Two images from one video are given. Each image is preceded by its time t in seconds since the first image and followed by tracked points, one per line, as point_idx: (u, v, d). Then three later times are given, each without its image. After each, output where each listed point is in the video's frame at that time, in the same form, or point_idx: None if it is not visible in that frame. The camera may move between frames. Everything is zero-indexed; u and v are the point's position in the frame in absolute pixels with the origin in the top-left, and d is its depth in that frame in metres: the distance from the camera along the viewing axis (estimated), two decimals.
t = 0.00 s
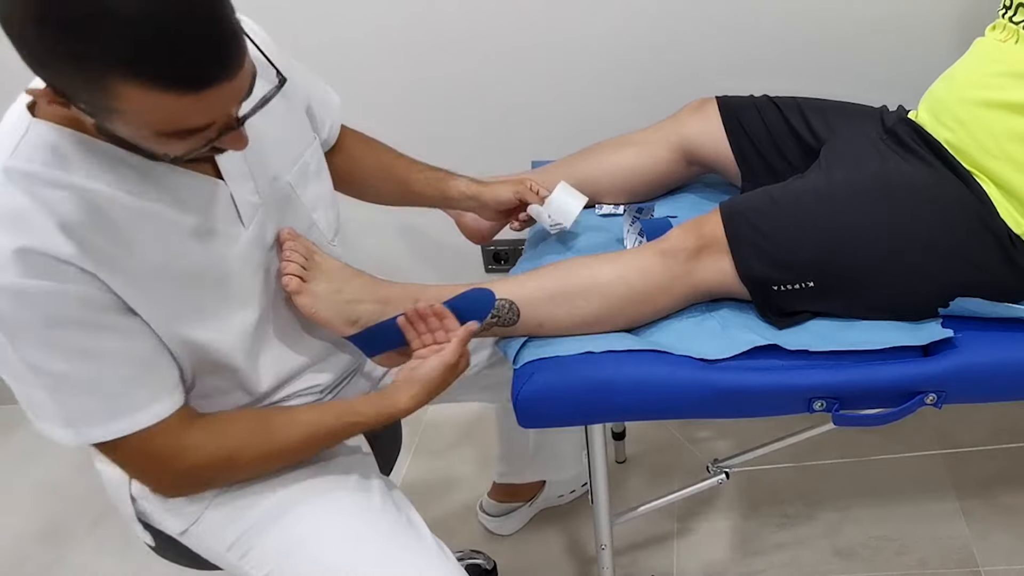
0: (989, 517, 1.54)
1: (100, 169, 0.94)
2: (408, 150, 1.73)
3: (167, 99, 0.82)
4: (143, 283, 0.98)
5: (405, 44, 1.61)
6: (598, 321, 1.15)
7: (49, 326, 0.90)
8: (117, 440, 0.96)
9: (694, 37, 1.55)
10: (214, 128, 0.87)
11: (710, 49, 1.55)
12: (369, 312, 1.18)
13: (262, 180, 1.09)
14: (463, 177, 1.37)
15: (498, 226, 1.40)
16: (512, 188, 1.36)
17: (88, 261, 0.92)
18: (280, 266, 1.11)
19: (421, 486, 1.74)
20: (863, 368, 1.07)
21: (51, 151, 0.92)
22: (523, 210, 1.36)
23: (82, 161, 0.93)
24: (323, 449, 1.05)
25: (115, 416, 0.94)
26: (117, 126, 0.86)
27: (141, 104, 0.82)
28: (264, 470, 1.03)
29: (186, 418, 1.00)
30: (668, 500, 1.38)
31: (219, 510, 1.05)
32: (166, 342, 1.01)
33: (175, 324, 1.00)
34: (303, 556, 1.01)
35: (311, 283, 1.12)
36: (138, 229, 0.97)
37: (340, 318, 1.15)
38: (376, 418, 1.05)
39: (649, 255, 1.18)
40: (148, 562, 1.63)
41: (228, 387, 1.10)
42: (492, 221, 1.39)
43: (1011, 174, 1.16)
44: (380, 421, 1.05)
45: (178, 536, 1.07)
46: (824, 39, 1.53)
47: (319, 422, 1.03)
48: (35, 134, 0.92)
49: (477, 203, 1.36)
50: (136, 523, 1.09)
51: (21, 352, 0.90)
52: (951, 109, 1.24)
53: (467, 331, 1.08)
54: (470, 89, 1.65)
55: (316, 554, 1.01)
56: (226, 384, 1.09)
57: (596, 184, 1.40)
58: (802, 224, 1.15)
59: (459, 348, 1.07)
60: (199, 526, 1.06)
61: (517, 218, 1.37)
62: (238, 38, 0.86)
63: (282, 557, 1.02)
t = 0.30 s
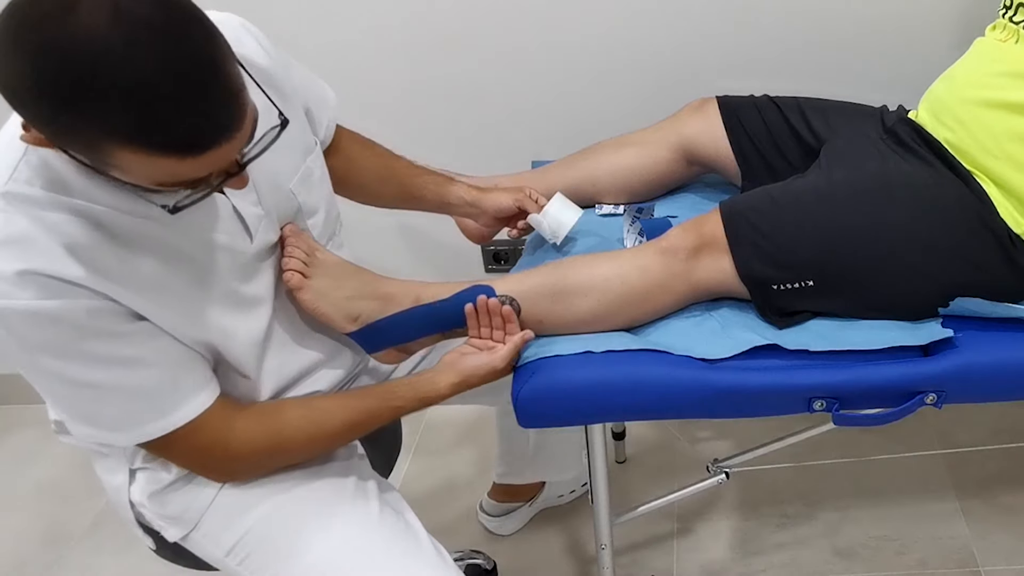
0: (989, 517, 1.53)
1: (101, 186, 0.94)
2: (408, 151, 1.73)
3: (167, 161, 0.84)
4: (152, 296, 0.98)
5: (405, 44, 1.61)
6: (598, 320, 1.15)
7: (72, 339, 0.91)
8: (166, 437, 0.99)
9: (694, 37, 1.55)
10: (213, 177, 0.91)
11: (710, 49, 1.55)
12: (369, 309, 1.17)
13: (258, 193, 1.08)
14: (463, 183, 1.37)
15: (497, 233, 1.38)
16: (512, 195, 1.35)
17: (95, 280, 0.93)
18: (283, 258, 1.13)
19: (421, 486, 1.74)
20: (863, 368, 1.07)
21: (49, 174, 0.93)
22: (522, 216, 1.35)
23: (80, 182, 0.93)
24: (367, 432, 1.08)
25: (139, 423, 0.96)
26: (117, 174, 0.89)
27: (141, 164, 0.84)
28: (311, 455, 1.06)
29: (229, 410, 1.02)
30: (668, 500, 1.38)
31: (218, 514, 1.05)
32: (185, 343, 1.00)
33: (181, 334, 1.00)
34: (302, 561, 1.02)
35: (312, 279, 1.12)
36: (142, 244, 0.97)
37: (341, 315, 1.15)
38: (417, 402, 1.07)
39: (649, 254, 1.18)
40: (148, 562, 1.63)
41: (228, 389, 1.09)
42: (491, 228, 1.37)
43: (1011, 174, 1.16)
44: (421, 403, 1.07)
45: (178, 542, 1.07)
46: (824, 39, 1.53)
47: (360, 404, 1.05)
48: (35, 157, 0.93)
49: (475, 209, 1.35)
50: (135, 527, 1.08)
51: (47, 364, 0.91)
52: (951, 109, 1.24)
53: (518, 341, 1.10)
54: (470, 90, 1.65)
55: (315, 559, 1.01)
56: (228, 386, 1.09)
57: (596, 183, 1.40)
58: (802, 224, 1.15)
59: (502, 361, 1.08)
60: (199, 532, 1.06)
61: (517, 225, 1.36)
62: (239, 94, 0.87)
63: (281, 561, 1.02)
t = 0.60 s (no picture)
0: (989, 517, 1.53)
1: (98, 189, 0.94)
2: (408, 151, 1.73)
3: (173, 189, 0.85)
4: (142, 301, 0.97)
5: (405, 45, 1.62)
6: (598, 320, 1.15)
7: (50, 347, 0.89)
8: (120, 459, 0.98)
9: (694, 38, 1.55)
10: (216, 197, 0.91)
11: (710, 49, 1.55)
12: (369, 310, 1.18)
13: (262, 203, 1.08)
14: (464, 190, 1.36)
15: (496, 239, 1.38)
16: (513, 205, 1.34)
17: (84, 284, 0.92)
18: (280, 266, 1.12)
19: (420, 486, 1.74)
20: (864, 367, 1.07)
21: (45, 176, 0.93)
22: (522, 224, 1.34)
23: (76, 185, 0.94)
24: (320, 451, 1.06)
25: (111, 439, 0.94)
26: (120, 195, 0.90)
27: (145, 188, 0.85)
28: (264, 474, 1.04)
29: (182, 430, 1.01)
30: (668, 500, 1.38)
31: (218, 515, 1.05)
32: (167, 357, 1.00)
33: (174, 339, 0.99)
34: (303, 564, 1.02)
35: (312, 281, 1.12)
36: (134, 249, 0.97)
37: (340, 317, 1.15)
38: (372, 420, 1.05)
39: (649, 254, 1.18)
40: (148, 562, 1.64)
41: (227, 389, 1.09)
42: (489, 233, 1.37)
43: (1011, 175, 1.15)
44: (375, 421, 1.06)
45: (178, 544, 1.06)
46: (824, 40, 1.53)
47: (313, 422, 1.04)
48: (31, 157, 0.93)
49: (475, 217, 1.35)
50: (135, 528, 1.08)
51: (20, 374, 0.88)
52: (951, 110, 1.24)
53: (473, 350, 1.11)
54: (470, 90, 1.65)
55: (316, 562, 1.01)
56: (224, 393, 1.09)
57: (595, 183, 1.40)
58: (802, 225, 1.15)
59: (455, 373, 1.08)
60: (198, 533, 1.05)
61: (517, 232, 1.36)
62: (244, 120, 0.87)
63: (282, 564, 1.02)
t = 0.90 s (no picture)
0: (989, 517, 1.53)
1: (103, 177, 0.92)
2: (408, 151, 1.73)
3: (195, 131, 0.82)
4: (144, 291, 0.96)
5: (405, 45, 1.61)
6: (597, 320, 1.15)
7: (42, 336, 0.87)
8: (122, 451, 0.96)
9: (694, 38, 1.55)
10: (233, 144, 0.86)
11: (710, 49, 1.55)
12: (370, 310, 1.18)
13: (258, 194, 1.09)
14: (470, 188, 1.36)
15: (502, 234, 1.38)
16: (523, 199, 1.35)
17: (89, 272, 0.91)
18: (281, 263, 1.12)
19: (420, 486, 1.74)
20: (863, 368, 1.07)
21: (51, 158, 0.89)
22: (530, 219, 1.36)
23: (79, 169, 0.91)
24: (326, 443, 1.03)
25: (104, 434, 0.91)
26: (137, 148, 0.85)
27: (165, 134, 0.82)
28: (271, 468, 1.01)
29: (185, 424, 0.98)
30: (668, 500, 1.38)
31: (217, 516, 1.05)
32: (166, 351, 0.99)
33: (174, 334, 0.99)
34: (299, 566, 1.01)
35: (312, 281, 1.12)
36: (137, 237, 0.95)
37: (341, 316, 1.15)
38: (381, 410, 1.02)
39: (649, 254, 1.18)
40: (148, 562, 1.63)
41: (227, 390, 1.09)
42: (496, 229, 1.37)
43: (1011, 175, 1.15)
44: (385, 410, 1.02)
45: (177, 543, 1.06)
46: (824, 40, 1.53)
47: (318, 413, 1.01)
48: (34, 139, 0.89)
49: (484, 214, 1.35)
50: (134, 527, 1.08)
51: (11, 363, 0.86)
52: (951, 110, 1.24)
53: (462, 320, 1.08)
54: (470, 90, 1.65)
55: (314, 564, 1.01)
56: (225, 394, 1.08)
57: (596, 184, 1.40)
58: (803, 224, 1.15)
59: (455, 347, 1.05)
60: (197, 533, 1.05)
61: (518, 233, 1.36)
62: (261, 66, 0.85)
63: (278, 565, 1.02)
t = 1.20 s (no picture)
0: (989, 517, 1.53)
1: (111, 143, 0.95)
2: (408, 151, 1.73)
3: (226, 42, 0.84)
4: (155, 248, 0.98)
5: (405, 45, 1.61)
6: (598, 319, 1.15)
7: (74, 288, 0.89)
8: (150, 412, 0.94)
9: (694, 38, 1.55)
10: (252, 73, 0.89)
11: (709, 50, 1.56)
12: (370, 309, 1.18)
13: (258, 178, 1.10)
14: (452, 184, 1.37)
15: (497, 224, 1.38)
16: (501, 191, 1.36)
17: (106, 225, 0.93)
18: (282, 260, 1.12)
19: (420, 486, 1.74)
20: (863, 367, 1.07)
21: (57, 125, 0.92)
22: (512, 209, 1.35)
23: (85, 133, 0.93)
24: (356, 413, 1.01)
25: (128, 391, 0.92)
26: (157, 76, 0.87)
27: (196, 44, 0.83)
28: (308, 436, 1.00)
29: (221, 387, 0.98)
30: (668, 500, 1.38)
31: (218, 514, 1.05)
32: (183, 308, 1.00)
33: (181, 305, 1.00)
34: (298, 567, 1.01)
35: (311, 279, 1.12)
36: (146, 195, 0.97)
37: (341, 315, 1.15)
38: (417, 373, 1.01)
39: (649, 253, 1.18)
40: (148, 562, 1.63)
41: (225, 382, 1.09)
42: (487, 225, 1.38)
43: (1011, 174, 1.16)
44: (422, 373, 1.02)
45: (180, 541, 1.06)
46: (824, 41, 1.53)
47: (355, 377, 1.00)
48: (42, 108, 0.92)
49: (466, 207, 1.36)
50: (136, 526, 1.09)
51: (42, 318, 0.88)
52: (951, 110, 1.24)
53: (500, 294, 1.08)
54: (470, 90, 1.65)
55: (313, 567, 1.01)
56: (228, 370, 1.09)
57: (595, 183, 1.40)
58: (803, 223, 1.15)
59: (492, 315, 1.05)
60: (199, 532, 1.05)
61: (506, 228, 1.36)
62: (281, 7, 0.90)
63: (278, 566, 1.03)
